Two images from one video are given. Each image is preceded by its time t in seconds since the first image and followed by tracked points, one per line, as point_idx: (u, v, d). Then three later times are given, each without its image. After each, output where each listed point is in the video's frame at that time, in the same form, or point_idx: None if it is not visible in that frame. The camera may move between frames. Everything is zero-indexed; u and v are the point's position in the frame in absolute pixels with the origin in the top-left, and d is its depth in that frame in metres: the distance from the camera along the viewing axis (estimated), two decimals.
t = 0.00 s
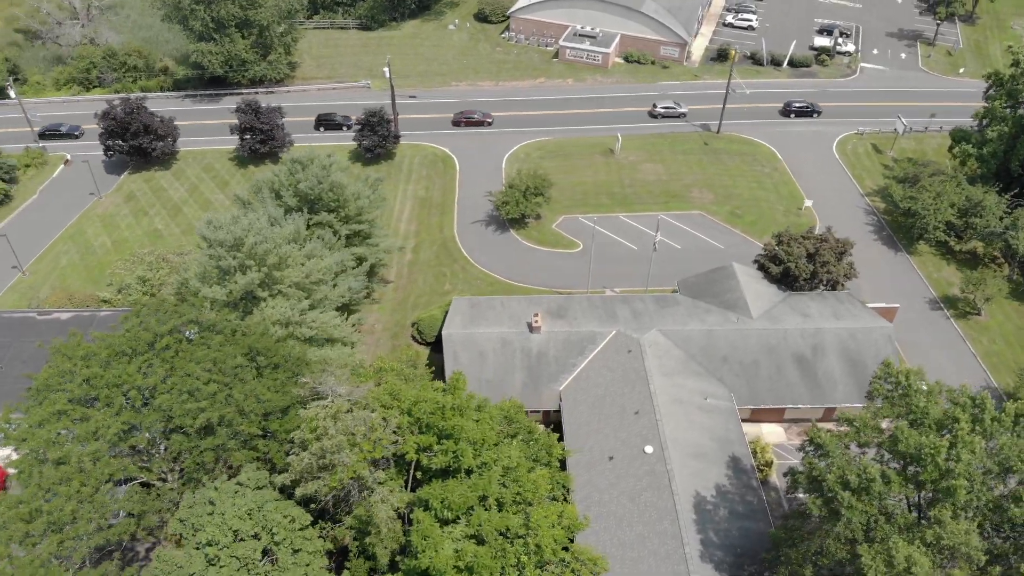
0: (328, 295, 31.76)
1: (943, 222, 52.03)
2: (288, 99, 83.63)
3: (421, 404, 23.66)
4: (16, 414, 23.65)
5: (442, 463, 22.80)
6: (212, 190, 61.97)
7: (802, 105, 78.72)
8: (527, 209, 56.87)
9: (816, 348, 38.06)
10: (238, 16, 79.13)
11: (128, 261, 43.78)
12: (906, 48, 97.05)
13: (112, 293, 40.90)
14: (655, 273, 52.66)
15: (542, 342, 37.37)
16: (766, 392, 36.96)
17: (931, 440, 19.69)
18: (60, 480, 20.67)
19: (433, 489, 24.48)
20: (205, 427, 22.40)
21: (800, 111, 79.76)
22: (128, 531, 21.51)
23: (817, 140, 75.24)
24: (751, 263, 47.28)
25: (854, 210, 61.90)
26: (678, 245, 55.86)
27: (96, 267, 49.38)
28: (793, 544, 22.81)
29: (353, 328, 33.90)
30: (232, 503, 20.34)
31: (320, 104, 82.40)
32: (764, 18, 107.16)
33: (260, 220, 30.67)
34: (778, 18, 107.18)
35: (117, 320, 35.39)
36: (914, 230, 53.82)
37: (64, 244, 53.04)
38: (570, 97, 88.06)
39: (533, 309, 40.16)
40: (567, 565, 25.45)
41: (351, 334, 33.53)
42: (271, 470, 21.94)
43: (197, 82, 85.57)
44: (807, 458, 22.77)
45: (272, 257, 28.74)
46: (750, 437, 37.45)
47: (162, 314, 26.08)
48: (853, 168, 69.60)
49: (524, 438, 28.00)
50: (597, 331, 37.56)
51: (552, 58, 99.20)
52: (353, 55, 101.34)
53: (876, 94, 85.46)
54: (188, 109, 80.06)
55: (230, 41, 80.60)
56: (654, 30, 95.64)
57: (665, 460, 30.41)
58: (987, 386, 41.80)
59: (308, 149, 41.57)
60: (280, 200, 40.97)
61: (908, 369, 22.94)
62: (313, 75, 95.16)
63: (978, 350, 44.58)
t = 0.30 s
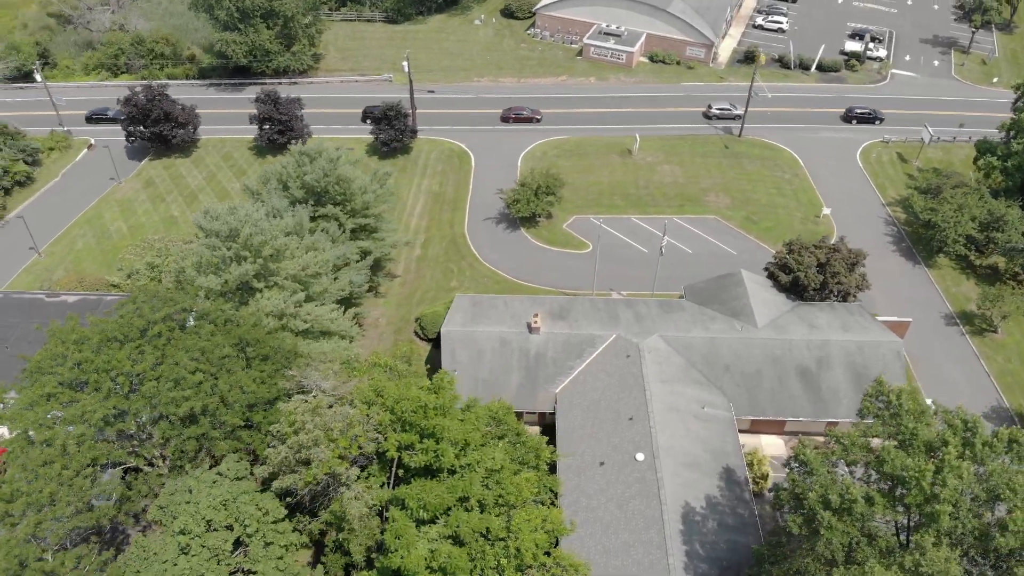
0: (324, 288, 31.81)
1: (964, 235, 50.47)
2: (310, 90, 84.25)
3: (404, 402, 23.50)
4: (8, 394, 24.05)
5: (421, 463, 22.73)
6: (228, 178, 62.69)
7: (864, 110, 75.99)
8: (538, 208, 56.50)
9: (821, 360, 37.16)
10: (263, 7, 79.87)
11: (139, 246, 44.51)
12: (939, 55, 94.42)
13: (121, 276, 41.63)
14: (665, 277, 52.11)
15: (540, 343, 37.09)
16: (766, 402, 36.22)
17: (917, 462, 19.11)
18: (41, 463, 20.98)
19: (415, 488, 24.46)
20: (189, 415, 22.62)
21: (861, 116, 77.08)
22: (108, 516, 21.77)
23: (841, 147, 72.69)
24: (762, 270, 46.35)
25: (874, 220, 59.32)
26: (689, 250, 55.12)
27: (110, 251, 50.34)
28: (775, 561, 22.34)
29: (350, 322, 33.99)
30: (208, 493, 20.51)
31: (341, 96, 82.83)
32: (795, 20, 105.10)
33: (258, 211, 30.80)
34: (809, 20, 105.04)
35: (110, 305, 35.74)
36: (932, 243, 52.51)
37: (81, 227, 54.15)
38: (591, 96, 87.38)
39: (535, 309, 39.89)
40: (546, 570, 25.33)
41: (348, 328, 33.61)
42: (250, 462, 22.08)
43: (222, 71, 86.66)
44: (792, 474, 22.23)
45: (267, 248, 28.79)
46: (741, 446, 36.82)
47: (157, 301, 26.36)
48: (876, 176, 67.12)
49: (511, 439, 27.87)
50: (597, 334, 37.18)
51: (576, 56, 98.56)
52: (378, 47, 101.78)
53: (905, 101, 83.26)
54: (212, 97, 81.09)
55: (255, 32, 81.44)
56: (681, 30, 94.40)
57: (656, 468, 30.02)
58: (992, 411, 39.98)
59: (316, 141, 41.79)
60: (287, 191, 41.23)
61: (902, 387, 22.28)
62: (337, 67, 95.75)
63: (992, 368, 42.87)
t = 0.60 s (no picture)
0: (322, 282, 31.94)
1: (986, 251, 48.96)
2: (334, 82, 84.83)
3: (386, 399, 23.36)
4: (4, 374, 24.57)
5: (400, 461, 22.71)
6: (246, 166, 63.39)
7: (932, 121, 73.64)
8: (550, 207, 56.11)
9: (826, 374, 36.30)
10: None
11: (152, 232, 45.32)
12: (976, 65, 91.51)
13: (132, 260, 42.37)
14: (675, 282, 51.50)
15: (539, 344, 36.84)
16: (766, 415, 35.52)
17: (899, 485, 18.60)
18: (28, 444, 21.48)
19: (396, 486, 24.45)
20: (174, 403, 22.90)
21: (928, 128, 74.72)
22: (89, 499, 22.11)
23: (865, 156, 70.69)
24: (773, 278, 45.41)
25: (895, 232, 57.34)
26: (702, 255, 54.32)
27: (126, 234, 51.29)
28: None
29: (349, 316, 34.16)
30: (185, 481, 20.73)
31: (364, 90, 83.23)
32: (828, 24, 102.81)
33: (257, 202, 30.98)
34: (843, 25, 102.63)
35: (107, 287, 36.09)
36: (952, 257, 51.08)
37: (100, 211, 55.26)
38: (614, 95, 86.63)
39: (537, 310, 39.69)
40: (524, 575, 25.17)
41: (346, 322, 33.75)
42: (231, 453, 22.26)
43: (249, 61, 87.74)
44: (775, 491, 21.79)
45: (264, 239, 28.91)
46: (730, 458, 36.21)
47: (152, 289, 26.72)
48: (901, 186, 65.20)
49: (498, 442, 27.74)
50: (597, 338, 36.84)
51: (602, 55, 97.81)
52: (405, 41, 102.13)
53: (936, 111, 80.84)
54: (237, 86, 82.13)
55: (281, 22, 82.26)
56: (709, 31, 92.97)
57: (645, 477, 29.67)
58: (997, 435, 38.51)
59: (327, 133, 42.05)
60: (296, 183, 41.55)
61: (893, 408, 21.68)
62: (362, 60, 96.26)
63: (1004, 389, 41.54)
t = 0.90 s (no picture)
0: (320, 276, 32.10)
1: (1009, 269, 47.40)
2: (358, 76, 85.29)
3: (368, 397, 23.28)
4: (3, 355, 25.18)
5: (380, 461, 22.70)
6: (264, 155, 64.07)
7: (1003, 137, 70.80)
8: (562, 208, 55.70)
9: (831, 390, 35.41)
10: None
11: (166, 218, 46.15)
12: (1014, 77, 88.41)
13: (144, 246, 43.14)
14: (685, 289, 50.83)
15: (539, 347, 36.57)
16: (766, 429, 34.80)
17: (880, 511, 18.18)
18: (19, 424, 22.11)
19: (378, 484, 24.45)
20: (162, 392, 23.24)
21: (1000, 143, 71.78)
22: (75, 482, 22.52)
23: (892, 167, 68.55)
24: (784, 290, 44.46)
25: (917, 246, 55.77)
26: (714, 262, 53.48)
27: (143, 220, 52.25)
28: None
29: (349, 311, 34.31)
30: (164, 470, 21.00)
31: (387, 84, 83.45)
32: (862, 30, 100.28)
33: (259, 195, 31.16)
34: (878, 31, 100.02)
35: (111, 273, 36.67)
36: (974, 274, 49.63)
37: (120, 196, 56.38)
38: (638, 97, 85.72)
39: (540, 312, 39.45)
40: None
41: (346, 317, 33.88)
42: (213, 443, 22.51)
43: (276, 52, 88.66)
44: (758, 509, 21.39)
45: (262, 232, 29.08)
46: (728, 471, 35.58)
47: (151, 278, 27.13)
48: (927, 199, 63.42)
49: (487, 444, 27.60)
50: (598, 343, 36.44)
51: (629, 55, 96.87)
52: (432, 36, 102.30)
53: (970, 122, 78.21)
54: (263, 77, 83.02)
55: (308, 15, 82.92)
56: (739, 34, 91.33)
57: (635, 486, 29.29)
58: (1009, 459, 37.27)
59: (339, 127, 42.29)
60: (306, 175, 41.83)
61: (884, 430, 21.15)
62: (388, 54, 96.63)
63: (1017, 412, 40.22)
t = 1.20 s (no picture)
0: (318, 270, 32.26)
1: None
2: (382, 70, 85.69)
3: (349, 394, 23.33)
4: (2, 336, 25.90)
5: (359, 459, 22.83)
6: (282, 146, 64.80)
7: None
8: (574, 210, 55.32)
9: (832, 407, 34.62)
10: None
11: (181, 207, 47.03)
12: None
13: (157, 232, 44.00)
14: (694, 296, 50.19)
15: (537, 350, 36.35)
16: (763, 443, 34.17)
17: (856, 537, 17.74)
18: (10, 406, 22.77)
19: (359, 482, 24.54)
20: (149, 380, 23.62)
21: None
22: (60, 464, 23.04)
23: (917, 180, 66.66)
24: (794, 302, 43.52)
25: (936, 262, 54.36)
26: (725, 271, 52.74)
27: (160, 207, 53.29)
28: None
29: (348, 306, 34.50)
30: (143, 459, 21.39)
31: (409, 80, 83.65)
32: (897, 38, 97.76)
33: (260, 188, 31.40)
34: (914, 39, 97.40)
35: (115, 259, 37.21)
36: (994, 293, 48.16)
37: (140, 182, 57.55)
38: (661, 99, 84.79)
39: (542, 315, 39.23)
40: None
41: (345, 311, 34.02)
42: (195, 434, 22.85)
43: (303, 44, 89.49)
44: (737, 527, 21.03)
45: (260, 225, 29.29)
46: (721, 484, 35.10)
47: (149, 268, 27.57)
48: (951, 213, 61.69)
49: (473, 446, 27.57)
50: (596, 348, 36.11)
51: (655, 56, 95.83)
52: (459, 32, 102.37)
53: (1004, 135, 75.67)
54: (288, 69, 83.86)
55: (335, 8, 83.48)
56: (769, 39, 89.69)
57: (623, 496, 28.97)
58: (1015, 486, 36.16)
59: (350, 122, 42.48)
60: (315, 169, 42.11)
61: (871, 453, 20.64)
62: (414, 49, 96.92)
63: None
